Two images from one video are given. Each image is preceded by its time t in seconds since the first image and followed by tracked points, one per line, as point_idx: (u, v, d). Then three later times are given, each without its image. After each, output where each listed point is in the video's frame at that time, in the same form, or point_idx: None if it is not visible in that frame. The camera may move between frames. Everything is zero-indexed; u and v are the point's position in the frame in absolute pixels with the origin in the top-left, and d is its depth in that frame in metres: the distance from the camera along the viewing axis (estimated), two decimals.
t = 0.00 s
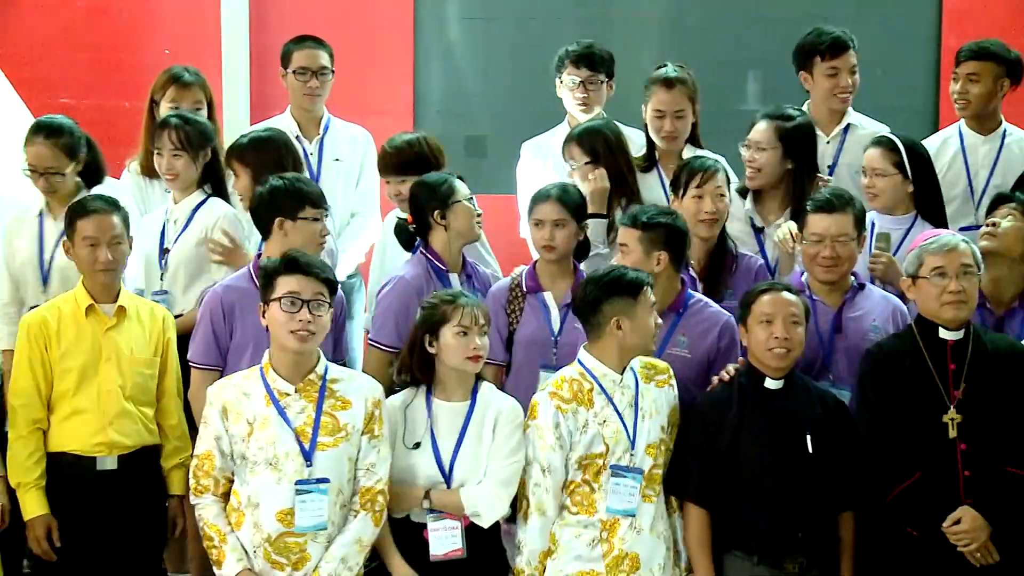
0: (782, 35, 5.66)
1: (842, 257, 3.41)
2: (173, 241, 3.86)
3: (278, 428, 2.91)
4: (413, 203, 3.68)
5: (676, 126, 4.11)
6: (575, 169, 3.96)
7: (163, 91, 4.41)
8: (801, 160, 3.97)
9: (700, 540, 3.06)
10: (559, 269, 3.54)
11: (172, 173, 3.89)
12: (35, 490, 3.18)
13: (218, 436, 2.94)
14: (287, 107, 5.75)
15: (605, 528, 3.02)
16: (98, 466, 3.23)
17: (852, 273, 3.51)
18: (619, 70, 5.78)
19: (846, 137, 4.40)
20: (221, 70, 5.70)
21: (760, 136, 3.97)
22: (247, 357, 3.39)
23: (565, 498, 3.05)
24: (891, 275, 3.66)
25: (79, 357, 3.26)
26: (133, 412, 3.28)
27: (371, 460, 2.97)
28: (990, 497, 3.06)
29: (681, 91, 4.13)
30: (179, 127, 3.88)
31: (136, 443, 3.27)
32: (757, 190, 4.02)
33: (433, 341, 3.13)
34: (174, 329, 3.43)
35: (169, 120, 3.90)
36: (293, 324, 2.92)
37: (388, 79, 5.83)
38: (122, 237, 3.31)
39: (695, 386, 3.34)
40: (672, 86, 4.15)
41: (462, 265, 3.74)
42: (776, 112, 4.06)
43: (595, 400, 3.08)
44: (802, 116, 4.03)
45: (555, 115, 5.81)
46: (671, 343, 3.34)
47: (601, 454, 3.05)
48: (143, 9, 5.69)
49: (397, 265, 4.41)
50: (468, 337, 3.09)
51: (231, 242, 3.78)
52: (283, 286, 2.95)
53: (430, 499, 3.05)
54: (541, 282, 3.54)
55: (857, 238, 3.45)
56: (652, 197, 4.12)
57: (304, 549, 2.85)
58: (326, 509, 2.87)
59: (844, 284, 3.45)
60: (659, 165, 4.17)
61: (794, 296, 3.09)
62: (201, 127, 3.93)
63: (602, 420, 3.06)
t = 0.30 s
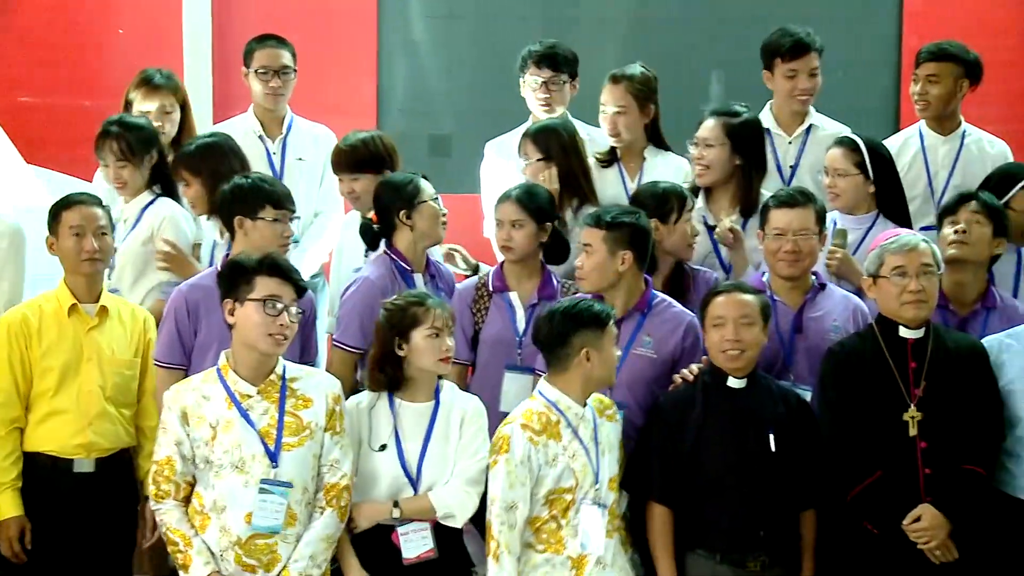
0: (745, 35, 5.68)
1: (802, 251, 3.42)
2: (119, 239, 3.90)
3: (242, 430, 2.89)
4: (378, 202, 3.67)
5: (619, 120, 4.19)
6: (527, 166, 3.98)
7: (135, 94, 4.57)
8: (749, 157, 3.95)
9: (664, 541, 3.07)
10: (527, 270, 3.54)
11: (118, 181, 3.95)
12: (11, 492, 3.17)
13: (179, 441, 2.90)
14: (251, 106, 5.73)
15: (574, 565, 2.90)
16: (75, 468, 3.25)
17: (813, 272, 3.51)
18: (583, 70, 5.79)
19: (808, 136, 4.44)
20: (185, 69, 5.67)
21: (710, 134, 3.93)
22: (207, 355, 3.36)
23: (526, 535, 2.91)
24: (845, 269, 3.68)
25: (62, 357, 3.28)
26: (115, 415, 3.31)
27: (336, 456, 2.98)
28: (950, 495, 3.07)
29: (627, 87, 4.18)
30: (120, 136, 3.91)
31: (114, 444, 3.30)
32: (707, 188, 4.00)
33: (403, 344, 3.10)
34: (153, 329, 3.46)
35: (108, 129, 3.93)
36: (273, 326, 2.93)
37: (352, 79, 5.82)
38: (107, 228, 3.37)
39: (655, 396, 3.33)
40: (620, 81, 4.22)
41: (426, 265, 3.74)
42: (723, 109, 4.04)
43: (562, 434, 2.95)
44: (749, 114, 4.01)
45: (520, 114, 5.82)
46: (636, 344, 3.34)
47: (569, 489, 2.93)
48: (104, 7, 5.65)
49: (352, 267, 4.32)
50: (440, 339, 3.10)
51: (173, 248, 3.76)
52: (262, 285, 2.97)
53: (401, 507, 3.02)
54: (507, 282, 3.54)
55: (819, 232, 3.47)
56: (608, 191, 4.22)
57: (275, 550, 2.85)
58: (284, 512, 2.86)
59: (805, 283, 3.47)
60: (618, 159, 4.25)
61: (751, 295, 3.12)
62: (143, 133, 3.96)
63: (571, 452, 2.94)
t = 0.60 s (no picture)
0: (696, 35, 5.71)
1: (746, 259, 3.44)
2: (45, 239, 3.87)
3: (192, 430, 2.88)
4: (331, 202, 3.65)
5: (557, 117, 4.24)
6: (459, 164, 3.99)
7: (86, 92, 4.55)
8: (684, 154, 3.97)
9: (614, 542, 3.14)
10: (482, 271, 3.53)
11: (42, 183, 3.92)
12: None
13: (127, 446, 2.87)
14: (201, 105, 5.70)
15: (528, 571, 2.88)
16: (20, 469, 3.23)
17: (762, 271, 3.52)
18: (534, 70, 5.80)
19: (758, 137, 4.47)
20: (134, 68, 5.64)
21: (643, 134, 3.94)
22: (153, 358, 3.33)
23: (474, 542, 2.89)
24: (785, 262, 3.69)
25: (8, 355, 3.24)
26: (61, 413, 3.28)
27: (285, 447, 2.99)
28: (898, 493, 3.10)
29: (564, 86, 4.24)
30: (36, 137, 3.90)
31: (61, 444, 3.28)
32: (643, 185, 4.01)
33: (358, 341, 3.09)
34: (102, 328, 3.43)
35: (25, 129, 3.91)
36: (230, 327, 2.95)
37: (302, 79, 5.80)
38: (54, 223, 3.33)
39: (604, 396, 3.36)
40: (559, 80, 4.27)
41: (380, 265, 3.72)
42: (656, 108, 4.04)
43: (506, 438, 2.94)
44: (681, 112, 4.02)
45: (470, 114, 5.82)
46: (590, 345, 3.35)
47: (516, 493, 2.92)
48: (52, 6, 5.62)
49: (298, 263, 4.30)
50: (396, 337, 3.10)
51: (104, 252, 3.72)
52: (218, 290, 2.98)
53: (388, 533, 2.98)
54: (461, 282, 3.53)
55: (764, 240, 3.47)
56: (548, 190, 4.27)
57: (233, 548, 2.88)
58: (245, 507, 2.90)
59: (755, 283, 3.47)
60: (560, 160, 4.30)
61: (693, 296, 3.14)
62: (62, 132, 3.94)
63: (517, 457, 2.93)
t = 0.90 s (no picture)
0: (647, 35, 5.72)
1: (691, 269, 3.42)
2: None
3: (147, 432, 2.87)
4: (285, 202, 3.63)
5: (504, 122, 4.21)
6: (385, 167, 4.04)
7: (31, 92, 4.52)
8: (635, 155, 3.99)
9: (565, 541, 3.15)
10: (437, 272, 3.52)
11: None
12: None
13: (80, 448, 2.86)
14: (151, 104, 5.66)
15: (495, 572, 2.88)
16: None
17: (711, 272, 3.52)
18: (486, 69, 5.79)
19: (710, 138, 4.49)
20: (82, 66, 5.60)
21: (594, 135, 3.95)
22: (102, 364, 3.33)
23: (439, 544, 2.89)
24: (735, 262, 3.71)
25: None
26: (3, 413, 3.15)
27: (239, 448, 2.98)
28: (847, 492, 3.12)
29: (510, 89, 4.21)
30: None
31: None
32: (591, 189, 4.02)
33: (307, 340, 3.07)
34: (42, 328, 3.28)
35: None
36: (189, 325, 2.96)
37: (253, 77, 5.78)
38: None
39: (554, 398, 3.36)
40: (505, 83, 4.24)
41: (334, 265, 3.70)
42: (605, 108, 4.04)
43: (471, 439, 2.92)
44: (630, 114, 4.01)
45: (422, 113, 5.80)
46: (544, 346, 3.36)
47: (483, 494, 2.91)
48: None
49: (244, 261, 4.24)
50: (344, 337, 3.08)
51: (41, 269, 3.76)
52: (170, 290, 2.96)
53: (344, 546, 2.98)
54: (416, 283, 3.52)
55: (709, 250, 3.44)
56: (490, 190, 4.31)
57: (185, 550, 2.87)
58: (198, 510, 2.89)
59: (705, 284, 3.47)
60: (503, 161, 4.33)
61: (645, 297, 3.15)
62: None
63: (483, 456, 2.92)
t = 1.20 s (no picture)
0: (603, 34, 5.72)
1: (639, 287, 3.39)
2: None
3: (109, 431, 2.86)
4: (240, 201, 3.61)
5: (458, 126, 4.19)
6: (328, 181, 3.99)
7: None
8: (597, 154, 3.99)
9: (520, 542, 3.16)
10: (394, 272, 3.51)
11: None
12: None
13: (39, 444, 2.84)
14: (103, 101, 5.61)
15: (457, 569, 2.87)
16: None
17: (665, 276, 3.51)
18: (441, 68, 5.78)
19: (665, 137, 4.51)
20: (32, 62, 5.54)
21: (553, 136, 3.94)
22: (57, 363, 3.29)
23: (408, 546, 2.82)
24: (686, 258, 3.72)
25: None
26: None
27: (198, 454, 2.97)
28: (800, 491, 3.14)
29: (462, 92, 4.18)
30: None
31: None
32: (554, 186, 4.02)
33: (247, 337, 3.08)
34: None
35: None
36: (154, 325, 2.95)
37: (206, 74, 5.75)
38: None
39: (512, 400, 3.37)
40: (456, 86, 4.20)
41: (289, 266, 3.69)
42: (564, 107, 4.03)
43: (432, 436, 2.88)
44: (592, 115, 4.00)
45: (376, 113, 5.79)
46: (501, 345, 3.35)
47: (446, 492, 2.88)
48: None
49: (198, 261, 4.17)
50: (277, 332, 3.04)
51: None
52: (136, 289, 2.95)
53: (298, 556, 2.96)
54: (374, 284, 3.51)
55: (657, 266, 3.39)
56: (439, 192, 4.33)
57: (140, 552, 2.85)
58: (156, 512, 2.87)
59: (656, 292, 3.45)
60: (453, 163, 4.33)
61: (603, 296, 3.15)
62: None
63: (445, 453, 2.89)
